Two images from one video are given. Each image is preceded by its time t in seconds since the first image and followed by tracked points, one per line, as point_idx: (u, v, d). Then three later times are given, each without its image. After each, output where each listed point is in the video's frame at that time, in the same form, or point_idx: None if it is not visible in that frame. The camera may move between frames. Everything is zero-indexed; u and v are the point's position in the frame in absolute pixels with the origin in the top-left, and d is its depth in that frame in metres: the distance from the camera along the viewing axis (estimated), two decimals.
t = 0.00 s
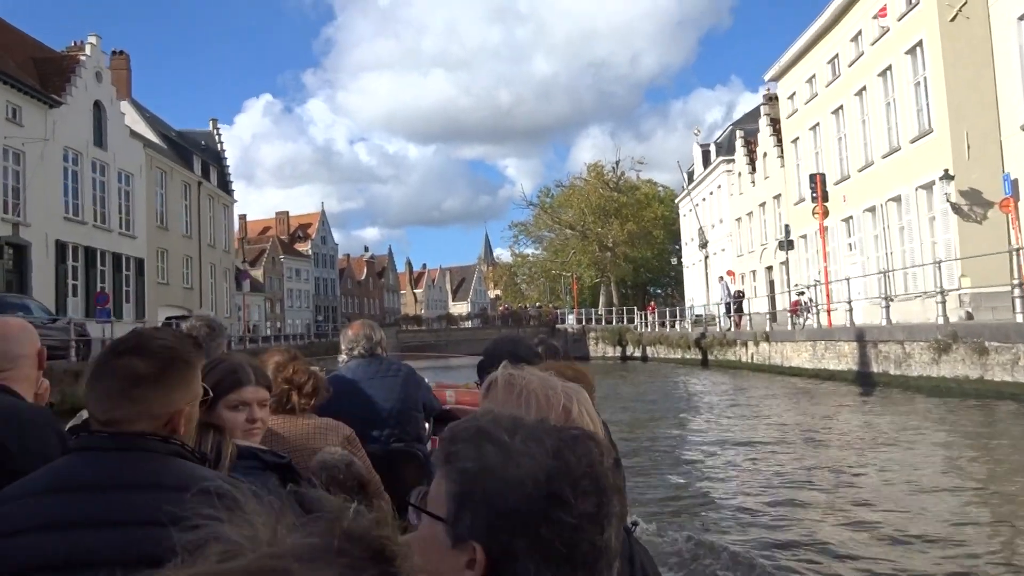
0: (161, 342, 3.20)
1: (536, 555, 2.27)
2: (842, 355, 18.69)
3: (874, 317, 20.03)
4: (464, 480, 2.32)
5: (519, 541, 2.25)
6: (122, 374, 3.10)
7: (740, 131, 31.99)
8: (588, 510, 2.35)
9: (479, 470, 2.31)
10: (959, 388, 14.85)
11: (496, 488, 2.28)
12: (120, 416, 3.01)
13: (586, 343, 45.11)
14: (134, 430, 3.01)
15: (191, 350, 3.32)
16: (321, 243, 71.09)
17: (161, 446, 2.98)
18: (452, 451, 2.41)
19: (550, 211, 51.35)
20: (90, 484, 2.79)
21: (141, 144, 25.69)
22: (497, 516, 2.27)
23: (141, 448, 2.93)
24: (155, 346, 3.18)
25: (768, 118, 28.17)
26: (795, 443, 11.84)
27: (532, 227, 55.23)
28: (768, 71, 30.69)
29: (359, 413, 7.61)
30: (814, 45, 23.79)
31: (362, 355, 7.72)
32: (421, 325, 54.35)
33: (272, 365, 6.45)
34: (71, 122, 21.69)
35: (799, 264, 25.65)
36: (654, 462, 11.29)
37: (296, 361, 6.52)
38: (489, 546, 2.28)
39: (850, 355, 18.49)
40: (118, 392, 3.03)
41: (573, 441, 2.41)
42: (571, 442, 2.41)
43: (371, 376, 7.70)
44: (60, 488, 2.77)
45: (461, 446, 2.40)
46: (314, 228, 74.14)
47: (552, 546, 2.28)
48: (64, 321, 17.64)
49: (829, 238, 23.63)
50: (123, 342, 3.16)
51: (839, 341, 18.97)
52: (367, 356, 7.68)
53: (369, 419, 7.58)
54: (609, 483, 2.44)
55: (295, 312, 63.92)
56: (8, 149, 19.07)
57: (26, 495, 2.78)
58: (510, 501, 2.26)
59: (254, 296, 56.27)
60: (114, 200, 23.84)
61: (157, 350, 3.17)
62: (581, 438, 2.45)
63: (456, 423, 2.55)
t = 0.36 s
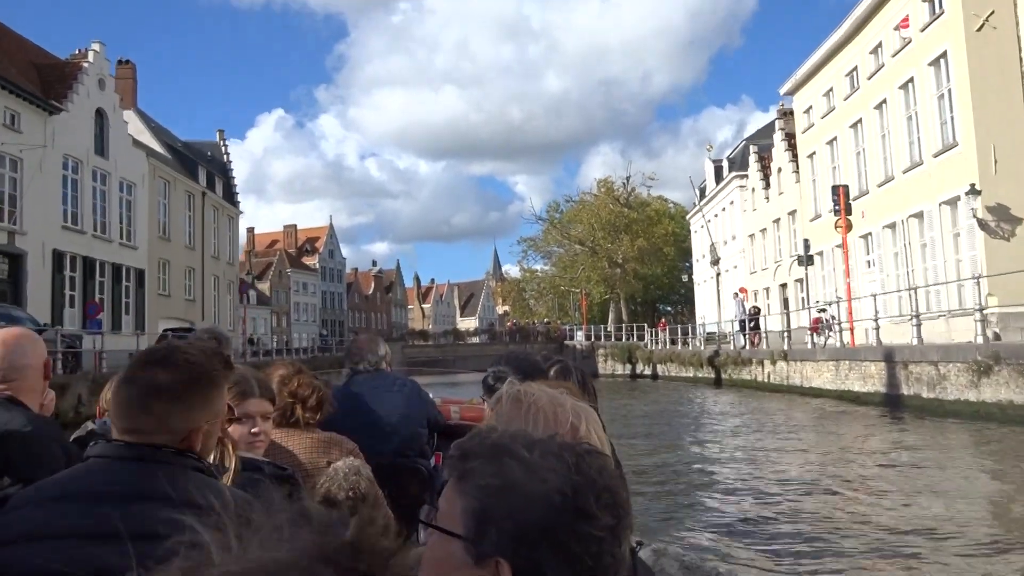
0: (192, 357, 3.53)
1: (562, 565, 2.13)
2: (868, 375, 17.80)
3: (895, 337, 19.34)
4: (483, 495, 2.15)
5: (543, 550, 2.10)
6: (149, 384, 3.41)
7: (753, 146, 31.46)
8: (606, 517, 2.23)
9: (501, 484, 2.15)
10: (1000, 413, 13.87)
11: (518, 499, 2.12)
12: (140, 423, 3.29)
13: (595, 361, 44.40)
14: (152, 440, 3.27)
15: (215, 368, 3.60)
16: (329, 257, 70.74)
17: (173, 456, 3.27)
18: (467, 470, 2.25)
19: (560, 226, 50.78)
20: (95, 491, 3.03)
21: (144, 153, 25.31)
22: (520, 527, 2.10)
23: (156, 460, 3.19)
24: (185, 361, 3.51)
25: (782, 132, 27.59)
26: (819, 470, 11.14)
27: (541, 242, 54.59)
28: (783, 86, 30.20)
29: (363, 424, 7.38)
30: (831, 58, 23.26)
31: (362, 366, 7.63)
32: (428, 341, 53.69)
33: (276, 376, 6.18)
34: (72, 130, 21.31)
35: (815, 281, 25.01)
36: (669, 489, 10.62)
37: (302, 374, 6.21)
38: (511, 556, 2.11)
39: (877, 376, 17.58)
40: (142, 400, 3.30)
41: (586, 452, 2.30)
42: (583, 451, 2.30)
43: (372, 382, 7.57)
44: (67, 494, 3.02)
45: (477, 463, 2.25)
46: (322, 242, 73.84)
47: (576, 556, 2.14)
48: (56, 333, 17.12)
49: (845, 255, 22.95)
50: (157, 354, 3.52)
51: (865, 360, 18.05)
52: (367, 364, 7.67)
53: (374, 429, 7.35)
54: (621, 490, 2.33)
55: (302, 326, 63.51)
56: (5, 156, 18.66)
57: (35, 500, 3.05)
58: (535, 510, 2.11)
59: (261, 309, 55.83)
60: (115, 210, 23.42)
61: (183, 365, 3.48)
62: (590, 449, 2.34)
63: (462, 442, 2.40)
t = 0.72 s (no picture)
0: (198, 367, 3.51)
1: None
2: (892, 389, 16.97)
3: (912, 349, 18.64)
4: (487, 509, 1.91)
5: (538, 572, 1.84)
6: (156, 391, 3.36)
7: (762, 153, 30.89)
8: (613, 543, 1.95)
9: (512, 503, 1.89)
10: None
11: (523, 513, 1.87)
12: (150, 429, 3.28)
13: (600, 372, 43.75)
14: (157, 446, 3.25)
15: (223, 376, 3.55)
16: (331, 266, 70.31)
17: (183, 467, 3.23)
18: (477, 475, 2.01)
19: (564, 236, 50.20)
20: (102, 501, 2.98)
21: (140, 159, 24.81)
22: (521, 542, 1.86)
23: (161, 467, 3.18)
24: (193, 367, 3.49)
25: (792, 139, 26.98)
26: (839, 490, 10.44)
27: (545, 251, 53.96)
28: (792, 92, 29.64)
29: (369, 431, 6.82)
30: (843, 62, 22.68)
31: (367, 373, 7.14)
32: (430, 351, 53.05)
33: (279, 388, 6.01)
34: (64, 134, 20.81)
35: (826, 292, 24.35)
36: (680, 510, 9.95)
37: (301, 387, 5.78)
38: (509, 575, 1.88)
39: (901, 391, 16.81)
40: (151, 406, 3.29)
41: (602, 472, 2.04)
42: (600, 468, 2.03)
43: (378, 388, 7.06)
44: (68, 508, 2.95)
45: (487, 466, 2.00)
46: (324, 251, 73.37)
47: None
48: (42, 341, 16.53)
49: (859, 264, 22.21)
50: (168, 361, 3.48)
51: (888, 374, 17.22)
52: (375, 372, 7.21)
53: (382, 433, 6.81)
54: (632, 514, 2.04)
55: (304, 336, 63.06)
56: None
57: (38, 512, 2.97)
58: (539, 528, 1.85)
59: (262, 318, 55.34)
60: (109, 216, 22.90)
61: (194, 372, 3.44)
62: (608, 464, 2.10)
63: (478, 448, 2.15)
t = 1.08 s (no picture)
0: (195, 363, 3.44)
1: None
2: (914, 397, 16.12)
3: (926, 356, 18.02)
4: (473, 508, 1.98)
5: (520, 573, 1.87)
6: (150, 388, 3.27)
7: (768, 154, 30.30)
8: (599, 551, 1.91)
9: (495, 503, 1.95)
10: None
11: (506, 514, 1.92)
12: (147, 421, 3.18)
13: (602, 376, 43.17)
14: (154, 441, 3.16)
15: (218, 373, 3.48)
16: (331, 267, 69.79)
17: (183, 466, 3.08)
18: (470, 472, 2.06)
19: (566, 238, 49.58)
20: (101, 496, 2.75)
21: (133, 153, 24.26)
22: (505, 542, 1.91)
23: (157, 462, 3.01)
24: (189, 363, 3.41)
25: (801, 139, 26.40)
26: (855, 504, 9.86)
27: (547, 254, 53.33)
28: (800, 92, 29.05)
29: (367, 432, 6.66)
30: (855, 61, 22.10)
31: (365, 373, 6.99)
32: (429, 353, 52.45)
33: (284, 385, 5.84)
34: (54, 126, 20.25)
35: (834, 296, 23.78)
36: (687, 524, 9.38)
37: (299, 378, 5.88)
38: (494, 574, 1.93)
39: (925, 400, 15.83)
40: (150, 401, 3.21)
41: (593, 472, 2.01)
42: (593, 472, 2.00)
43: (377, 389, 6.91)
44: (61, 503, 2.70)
45: (479, 463, 2.06)
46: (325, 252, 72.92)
47: None
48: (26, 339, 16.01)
49: (869, 267, 21.62)
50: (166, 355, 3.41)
51: (909, 381, 16.42)
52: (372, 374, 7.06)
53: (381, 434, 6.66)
54: (625, 519, 1.99)
55: (303, 337, 62.58)
56: None
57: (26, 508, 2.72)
58: (518, 530, 1.89)
59: (260, 319, 54.85)
60: (100, 212, 22.33)
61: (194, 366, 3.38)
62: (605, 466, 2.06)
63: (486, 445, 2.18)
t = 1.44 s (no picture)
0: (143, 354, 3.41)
1: (483, 546, 1.86)
2: (939, 401, 15.35)
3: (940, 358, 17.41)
4: (410, 494, 2.03)
5: (458, 541, 1.89)
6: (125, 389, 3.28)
7: (776, 150, 29.70)
8: (529, 486, 1.97)
9: (427, 481, 2.03)
10: None
11: (435, 497, 1.98)
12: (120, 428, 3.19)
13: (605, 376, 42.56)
14: (147, 436, 3.20)
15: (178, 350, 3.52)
16: (332, 264, 69.26)
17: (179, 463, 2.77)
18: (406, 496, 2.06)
19: (568, 236, 48.95)
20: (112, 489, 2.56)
21: (126, 144, 23.69)
22: (442, 520, 1.93)
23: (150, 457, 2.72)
24: (138, 354, 3.38)
25: (809, 135, 25.82)
26: (874, 518, 9.26)
27: (549, 252, 52.66)
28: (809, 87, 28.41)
29: (362, 425, 6.56)
30: (867, 54, 21.52)
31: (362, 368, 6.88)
32: (429, 351, 51.89)
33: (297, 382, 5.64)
34: (43, 114, 19.70)
35: (842, 296, 23.20)
36: (695, 538, 8.78)
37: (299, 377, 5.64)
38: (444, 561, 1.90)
39: (950, 403, 15.07)
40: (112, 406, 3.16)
41: (509, 444, 2.19)
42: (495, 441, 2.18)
43: (373, 383, 6.77)
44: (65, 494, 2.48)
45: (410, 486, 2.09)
46: (325, 249, 72.34)
47: (500, 537, 1.88)
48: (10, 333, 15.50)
49: (880, 266, 21.02)
50: (113, 356, 3.34)
51: (933, 384, 15.65)
52: (368, 368, 6.86)
53: (377, 428, 6.55)
54: (540, 468, 2.06)
55: (302, 334, 62.04)
56: None
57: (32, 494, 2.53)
58: (450, 498, 1.95)
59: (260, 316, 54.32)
60: (91, 204, 21.77)
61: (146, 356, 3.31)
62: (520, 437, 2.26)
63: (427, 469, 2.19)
